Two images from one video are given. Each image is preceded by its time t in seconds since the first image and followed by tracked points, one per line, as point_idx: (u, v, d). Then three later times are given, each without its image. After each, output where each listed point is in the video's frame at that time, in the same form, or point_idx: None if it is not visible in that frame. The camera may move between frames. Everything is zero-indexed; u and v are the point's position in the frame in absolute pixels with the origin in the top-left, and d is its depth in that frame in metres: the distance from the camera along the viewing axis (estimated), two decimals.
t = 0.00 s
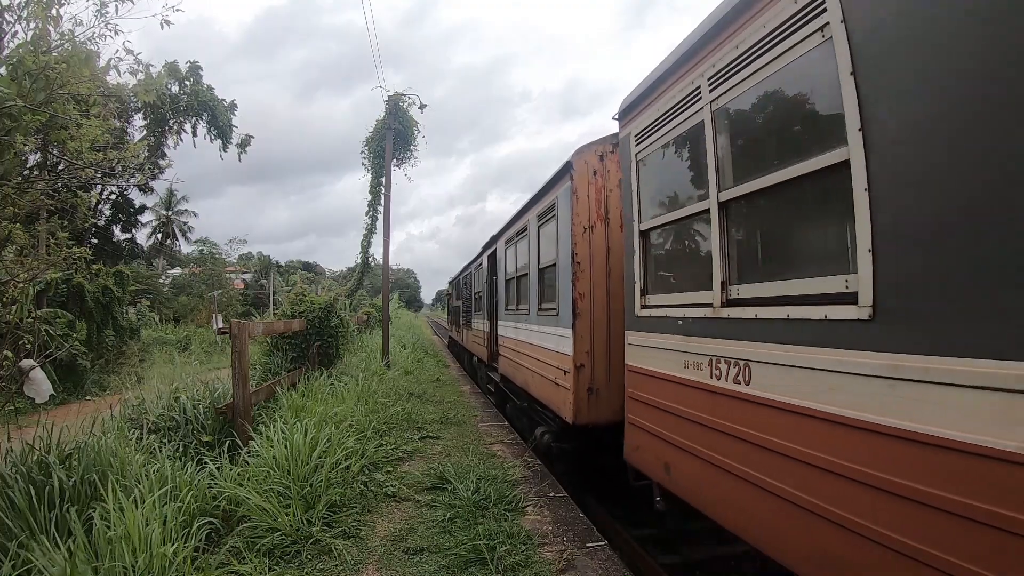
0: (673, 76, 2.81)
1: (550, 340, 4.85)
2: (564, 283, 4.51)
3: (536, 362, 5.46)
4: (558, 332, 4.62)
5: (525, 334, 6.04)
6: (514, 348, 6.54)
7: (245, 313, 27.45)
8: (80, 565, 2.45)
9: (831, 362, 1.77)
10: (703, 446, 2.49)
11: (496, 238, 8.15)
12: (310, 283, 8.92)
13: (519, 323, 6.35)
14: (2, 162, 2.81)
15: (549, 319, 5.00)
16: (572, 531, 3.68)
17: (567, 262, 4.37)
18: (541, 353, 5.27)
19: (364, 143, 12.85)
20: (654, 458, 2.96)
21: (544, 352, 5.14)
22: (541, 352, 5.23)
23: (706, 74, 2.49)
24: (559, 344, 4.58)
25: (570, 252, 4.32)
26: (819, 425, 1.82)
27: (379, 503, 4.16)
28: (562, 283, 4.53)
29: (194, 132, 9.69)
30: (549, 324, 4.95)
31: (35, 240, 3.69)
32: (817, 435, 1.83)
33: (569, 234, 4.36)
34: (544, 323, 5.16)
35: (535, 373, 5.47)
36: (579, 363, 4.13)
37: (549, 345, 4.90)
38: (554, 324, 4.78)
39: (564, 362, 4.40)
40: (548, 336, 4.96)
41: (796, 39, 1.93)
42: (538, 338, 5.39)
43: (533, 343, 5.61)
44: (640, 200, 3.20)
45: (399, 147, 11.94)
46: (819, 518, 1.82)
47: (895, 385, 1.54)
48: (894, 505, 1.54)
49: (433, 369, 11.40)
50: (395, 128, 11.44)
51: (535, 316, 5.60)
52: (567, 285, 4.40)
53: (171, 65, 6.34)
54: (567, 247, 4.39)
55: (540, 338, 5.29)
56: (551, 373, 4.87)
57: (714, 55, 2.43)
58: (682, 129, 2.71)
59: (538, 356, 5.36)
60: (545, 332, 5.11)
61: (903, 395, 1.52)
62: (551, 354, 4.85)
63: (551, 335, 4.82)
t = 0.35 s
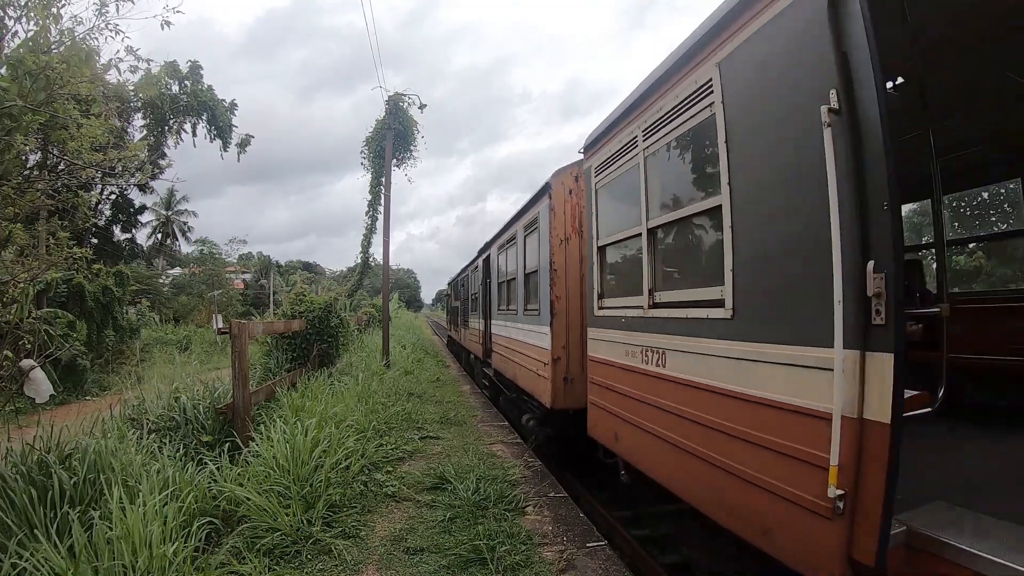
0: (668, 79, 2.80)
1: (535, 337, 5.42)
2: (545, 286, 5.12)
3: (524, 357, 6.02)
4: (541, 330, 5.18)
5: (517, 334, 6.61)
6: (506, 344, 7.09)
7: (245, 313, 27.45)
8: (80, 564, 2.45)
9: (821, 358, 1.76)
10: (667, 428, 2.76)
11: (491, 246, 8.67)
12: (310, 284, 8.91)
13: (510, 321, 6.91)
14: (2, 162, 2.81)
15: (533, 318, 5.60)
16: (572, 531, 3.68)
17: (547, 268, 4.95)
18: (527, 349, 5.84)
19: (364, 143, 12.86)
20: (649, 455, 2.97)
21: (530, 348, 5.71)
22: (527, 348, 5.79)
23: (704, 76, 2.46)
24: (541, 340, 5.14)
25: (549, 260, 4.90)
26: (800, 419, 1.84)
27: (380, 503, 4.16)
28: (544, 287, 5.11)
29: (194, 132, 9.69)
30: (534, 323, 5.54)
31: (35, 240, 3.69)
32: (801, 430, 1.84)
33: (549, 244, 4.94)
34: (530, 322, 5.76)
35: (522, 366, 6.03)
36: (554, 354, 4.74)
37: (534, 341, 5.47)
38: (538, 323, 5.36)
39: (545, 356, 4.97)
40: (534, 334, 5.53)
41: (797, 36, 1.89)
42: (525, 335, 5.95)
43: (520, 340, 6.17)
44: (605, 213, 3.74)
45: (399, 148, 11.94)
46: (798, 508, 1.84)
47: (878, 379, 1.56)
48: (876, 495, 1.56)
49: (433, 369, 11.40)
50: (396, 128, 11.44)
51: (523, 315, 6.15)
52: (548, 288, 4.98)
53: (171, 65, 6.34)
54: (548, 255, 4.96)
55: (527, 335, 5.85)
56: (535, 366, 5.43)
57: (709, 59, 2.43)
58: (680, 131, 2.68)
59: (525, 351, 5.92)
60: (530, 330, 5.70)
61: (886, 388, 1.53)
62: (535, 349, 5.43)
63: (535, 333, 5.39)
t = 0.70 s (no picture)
0: (665, 83, 2.85)
1: (521, 334, 6.00)
2: (529, 289, 5.66)
3: (511, 352, 6.61)
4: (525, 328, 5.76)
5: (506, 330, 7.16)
6: (496, 340, 7.66)
7: (245, 313, 27.46)
8: (81, 564, 2.45)
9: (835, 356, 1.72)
10: (614, 404, 3.39)
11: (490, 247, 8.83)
12: (310, 283, 8.91)
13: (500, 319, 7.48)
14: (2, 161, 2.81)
15: (520, 317, 6.20)
16: (572, 531, 3.68)
17: (531, 273, 5.54)
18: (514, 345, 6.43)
19: (364, 143, 12.86)
20: (650, 457, 2.90)
21: (516, 344, 6.30)
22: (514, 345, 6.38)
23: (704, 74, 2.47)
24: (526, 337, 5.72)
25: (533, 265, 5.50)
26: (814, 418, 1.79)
27: (380, 503, 4.16)
28: (528, 289, 5.70)
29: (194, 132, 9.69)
30: (520, 321, 6.12)
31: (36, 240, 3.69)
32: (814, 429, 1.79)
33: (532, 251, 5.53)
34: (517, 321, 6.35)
35: (510, 360, 6.60)
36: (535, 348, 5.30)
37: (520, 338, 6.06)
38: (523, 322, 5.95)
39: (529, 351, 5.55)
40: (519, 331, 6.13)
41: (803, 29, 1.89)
42: (512, 332, 6.54)
43: (509, 337, 6.74)
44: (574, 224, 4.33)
45: (399, 147, 11.94)
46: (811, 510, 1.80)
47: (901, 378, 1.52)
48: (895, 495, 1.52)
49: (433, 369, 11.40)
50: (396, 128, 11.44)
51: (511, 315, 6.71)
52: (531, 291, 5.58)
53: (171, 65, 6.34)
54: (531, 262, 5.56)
55: (514, 333, 6.44)
56: (521, 359, 6.02)
57: (702, 66, 2.50)
58: (678, 130, 2.68)
59: (512, 347, 6.51)
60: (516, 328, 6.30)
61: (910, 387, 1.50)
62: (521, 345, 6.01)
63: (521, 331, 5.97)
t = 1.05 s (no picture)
0: (665, 83, 2.97)
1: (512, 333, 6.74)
2: (519, 292, 6.44)
3: (504, 349, 7.31)
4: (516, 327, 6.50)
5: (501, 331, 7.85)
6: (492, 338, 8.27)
7: (245, 313, 27.47)
8: (81, 564, 2.45)
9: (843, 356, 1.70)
10: (580, 388, 4.18)
11: (490, 248, 8.89)
12: (310, 283, 8.91)
13: (494, 319, 8.16)
14: (1, 162, 2.81)
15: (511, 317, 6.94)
16: (572, 531, 3.68)
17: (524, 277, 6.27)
18: (505, 341, 7.14)
19: (364, 143, 12.86)
20: (619, 436, 3.41)
21: (509, 341, 7.03)
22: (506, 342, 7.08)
23: (711, 69, 2.51)
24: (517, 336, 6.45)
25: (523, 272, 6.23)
26: (821, 417, 1.77)
27: (379, 503, 4.16)
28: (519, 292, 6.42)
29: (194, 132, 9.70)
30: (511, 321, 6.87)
31: (36, 240, 3.69)
32: (822, 428, 1.77)
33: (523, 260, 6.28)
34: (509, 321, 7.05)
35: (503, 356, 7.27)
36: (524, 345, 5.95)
37: (511, 336, 6.80)
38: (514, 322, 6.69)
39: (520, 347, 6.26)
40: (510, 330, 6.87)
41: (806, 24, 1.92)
42: (505, 331, 7.23)
43: (502, 336, 7.40)
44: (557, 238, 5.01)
45: (399, 148, 11.94)
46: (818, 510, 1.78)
47: (905, 377, 1.50)
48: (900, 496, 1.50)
49: (433, 369, 11.41)
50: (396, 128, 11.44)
51: (505, 314, 7.39)
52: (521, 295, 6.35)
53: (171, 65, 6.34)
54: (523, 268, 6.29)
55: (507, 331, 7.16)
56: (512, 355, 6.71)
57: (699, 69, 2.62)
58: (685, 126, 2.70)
59: (505, 344, 7.20)
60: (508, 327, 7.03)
61: (913, 387, 1.48)
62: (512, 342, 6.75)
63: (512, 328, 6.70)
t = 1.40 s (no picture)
0: (664, 82, 2.97)
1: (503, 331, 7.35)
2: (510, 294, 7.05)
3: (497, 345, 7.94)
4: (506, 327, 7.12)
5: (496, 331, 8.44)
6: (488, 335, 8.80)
7: (245, 313, 27.48)
8: (81, 565, 2.44)
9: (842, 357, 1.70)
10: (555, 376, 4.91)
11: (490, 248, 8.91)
12: (310, 283, 8.91)
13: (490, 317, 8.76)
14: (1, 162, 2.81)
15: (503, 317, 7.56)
16: (572, 531, 3.68)
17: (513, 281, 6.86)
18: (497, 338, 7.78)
19: (364, 143, 12.86)
20: (581, 414, 4.12)
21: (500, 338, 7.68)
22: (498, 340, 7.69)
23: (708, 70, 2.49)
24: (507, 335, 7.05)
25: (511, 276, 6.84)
26: (822, 418, 1.77)
27: (379, 503, 4.16)
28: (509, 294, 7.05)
29: (194, 132, 9.69)
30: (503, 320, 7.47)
31: (35, 240, 3.69)
32: (824, 428, 1.75)
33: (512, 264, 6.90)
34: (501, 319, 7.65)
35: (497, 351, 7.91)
36: (511, 339, 6.68)
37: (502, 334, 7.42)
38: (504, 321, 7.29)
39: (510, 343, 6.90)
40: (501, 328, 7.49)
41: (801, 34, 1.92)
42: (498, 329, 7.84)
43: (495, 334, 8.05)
44: (542, 243, 5.66)
45: (399, 148, 11.93)
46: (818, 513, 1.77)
47: (906, 379, 1.49)
48: (899, 496, 1.49)
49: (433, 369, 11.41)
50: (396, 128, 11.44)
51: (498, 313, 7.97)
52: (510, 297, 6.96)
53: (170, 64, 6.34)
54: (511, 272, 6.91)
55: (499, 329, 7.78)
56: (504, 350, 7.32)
57: (694, 67, 2.63)
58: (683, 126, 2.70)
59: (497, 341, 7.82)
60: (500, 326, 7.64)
61: (913, 389, 1.47)
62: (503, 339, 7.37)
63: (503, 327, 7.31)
